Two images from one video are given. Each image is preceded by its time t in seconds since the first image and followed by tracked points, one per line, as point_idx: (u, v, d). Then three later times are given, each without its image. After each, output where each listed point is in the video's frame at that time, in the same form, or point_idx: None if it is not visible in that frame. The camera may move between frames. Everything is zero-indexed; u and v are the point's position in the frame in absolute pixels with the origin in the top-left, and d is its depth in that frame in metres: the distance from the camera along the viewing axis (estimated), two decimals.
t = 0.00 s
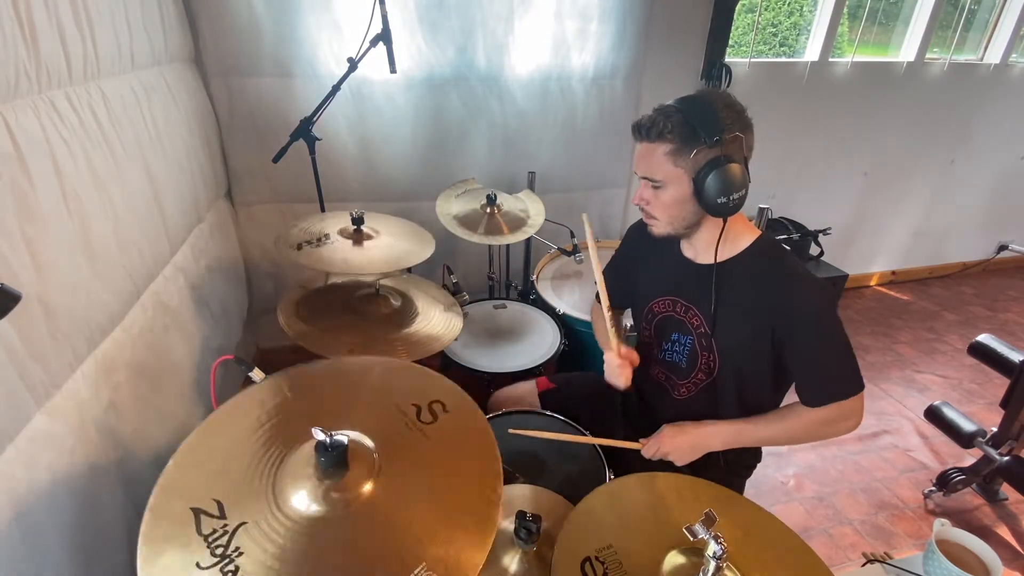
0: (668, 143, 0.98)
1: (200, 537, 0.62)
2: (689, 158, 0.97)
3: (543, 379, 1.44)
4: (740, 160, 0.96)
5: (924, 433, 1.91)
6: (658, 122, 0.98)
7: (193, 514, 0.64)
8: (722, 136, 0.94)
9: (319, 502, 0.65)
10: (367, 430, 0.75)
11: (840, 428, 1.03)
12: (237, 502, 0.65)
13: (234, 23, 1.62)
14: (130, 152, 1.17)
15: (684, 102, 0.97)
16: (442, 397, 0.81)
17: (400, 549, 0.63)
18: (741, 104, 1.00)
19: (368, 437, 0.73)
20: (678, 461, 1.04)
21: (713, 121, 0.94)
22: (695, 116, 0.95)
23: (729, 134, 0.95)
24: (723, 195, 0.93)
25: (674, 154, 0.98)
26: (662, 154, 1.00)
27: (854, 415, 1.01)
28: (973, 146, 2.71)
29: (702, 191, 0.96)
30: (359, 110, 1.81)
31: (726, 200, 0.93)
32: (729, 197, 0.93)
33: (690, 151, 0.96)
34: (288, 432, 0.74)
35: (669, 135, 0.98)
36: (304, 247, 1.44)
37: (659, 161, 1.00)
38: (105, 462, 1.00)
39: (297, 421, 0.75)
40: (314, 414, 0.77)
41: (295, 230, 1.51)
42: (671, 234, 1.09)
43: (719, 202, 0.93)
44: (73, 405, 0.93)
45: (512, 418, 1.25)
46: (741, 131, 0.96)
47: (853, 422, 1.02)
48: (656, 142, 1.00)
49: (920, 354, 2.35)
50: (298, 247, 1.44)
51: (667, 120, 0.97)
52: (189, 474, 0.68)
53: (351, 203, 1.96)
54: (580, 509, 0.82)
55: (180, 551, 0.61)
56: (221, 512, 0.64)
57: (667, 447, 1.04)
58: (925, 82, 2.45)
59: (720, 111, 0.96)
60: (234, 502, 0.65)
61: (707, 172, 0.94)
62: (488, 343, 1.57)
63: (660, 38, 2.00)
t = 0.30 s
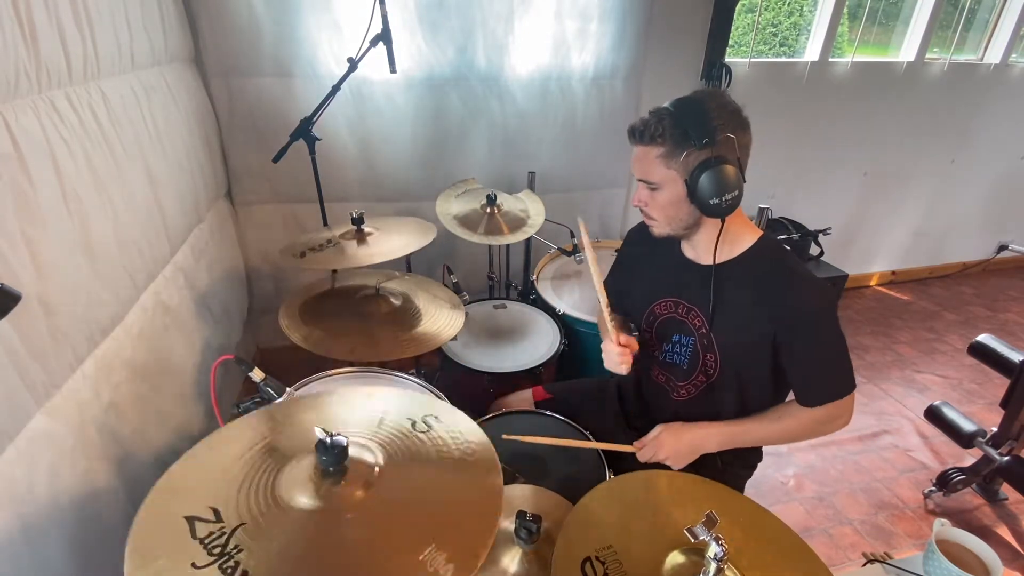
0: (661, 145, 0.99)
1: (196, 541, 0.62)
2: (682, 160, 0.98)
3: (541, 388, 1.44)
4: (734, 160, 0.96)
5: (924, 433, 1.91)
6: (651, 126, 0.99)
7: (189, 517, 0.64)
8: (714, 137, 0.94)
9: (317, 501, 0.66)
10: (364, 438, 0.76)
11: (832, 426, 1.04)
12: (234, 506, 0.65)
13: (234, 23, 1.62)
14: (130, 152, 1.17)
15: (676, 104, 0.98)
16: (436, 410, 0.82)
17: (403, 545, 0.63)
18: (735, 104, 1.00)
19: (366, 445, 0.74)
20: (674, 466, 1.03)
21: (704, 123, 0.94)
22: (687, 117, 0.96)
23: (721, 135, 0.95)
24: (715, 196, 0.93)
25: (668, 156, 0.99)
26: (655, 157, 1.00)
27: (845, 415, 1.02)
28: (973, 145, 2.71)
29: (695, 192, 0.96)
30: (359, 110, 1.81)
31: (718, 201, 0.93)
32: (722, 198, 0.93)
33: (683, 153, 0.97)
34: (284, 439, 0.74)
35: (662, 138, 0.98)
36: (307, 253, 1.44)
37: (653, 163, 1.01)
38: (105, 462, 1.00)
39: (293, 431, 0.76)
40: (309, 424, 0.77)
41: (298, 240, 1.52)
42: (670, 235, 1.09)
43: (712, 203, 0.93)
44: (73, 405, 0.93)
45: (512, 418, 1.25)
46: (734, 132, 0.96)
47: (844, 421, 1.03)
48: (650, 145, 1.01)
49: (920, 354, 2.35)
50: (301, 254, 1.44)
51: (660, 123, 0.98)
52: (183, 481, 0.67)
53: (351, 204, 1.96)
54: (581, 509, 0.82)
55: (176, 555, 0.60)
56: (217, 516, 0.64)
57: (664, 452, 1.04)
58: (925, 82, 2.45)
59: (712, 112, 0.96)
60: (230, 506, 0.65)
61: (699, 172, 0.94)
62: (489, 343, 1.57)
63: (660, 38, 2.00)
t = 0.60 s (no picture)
0: (658, 146, 0.99)
1: (200, 549, 0.61)
2: (680, 159, 0.98)
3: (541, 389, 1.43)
4: (731, 158, 0.96)
5: (924, 433, 1.91)
6: (648, 126, 0.99)
7: (189, 526, 0.63)
8: (710, 136, 0.94)
9: (318, 501, 0.66)
10: (364, 437, 0.75)
11: (842, 435, 1.01)
12: (236, 513, 0.64)
13: (234, 23, 1.62)
14: (130, 153, 1.17)
15: (672, 104, 0.98)
16: (434, 404, 0.83)
17: (409, 539, 0.64)
18: (732, 103, 1.00)
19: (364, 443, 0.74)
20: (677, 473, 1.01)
21: (700, 123, 0.94)
22: (683, 116, 0.96)
23: (717, 135, 0.95)
24: (712, 195, 0.92)
25: (664, 156, 0.99)
26: (651, 157, 1.01)
27: (855, 419, 1.00)
28: (973, 145, 2.71)
29: (692, 192, 0.96)
30: (359, 110, 1.81)
31: (716, 200, 0.93)
32: (720, 196, 0.92)
33: (680, 152, 0.97)
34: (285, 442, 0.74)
35: (659, 138, 0.98)
36: (306, 248, 1.45)
37: (651, 163, 1.01)
38: (105, 462, 1.00)
39: (293, 432, 0.75)
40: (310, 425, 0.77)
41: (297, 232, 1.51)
42: (671, 234, 1.09)
43: (709, 202, 0.93)
44: (73, 405, 0.93)
45: (512, 417, 1.25)
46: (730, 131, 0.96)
47: (855, 431, 1.01)
48: (647, 145, 1.01)
49: (920, 354, 2.35)
50: (297, 247, 1.44)
51: (656, 123, 0.98)
52: (182, 488, 0.66)
53: (351, 204, 1.96)
54: (580, 510, 0.82)
55: (179, 566, 0.59)
56: (220, 523, 0.63)
57: (664, 459, 1.01)
58: (925, 82, 2.45)
59: (708, 110, 0.96)
60: (232, 512, 0.64)
61: (696, 171, 0.94)
62: (488, 342, 1.58)
63: (660, 38, 2.00)
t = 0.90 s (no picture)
0: (671, 150, 0.98)
1: (202, 555, 0.61)
2: (695, 161, 0.97)
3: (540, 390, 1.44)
4: (745, 156, 0.96)
5: (924, 433, 1.91)
6: (658, 131, 0.98)
7: (190, 532, 0.63)
8: (725, 136, 0.94)
9: (319, 503, 0.66)
10: (361, 435, 0.76)
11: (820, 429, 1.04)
12: (236, 517, 0.65)
13: (234, 23, 1.62)
14: (130, 153, 1.17)
15: (681, 108, 0.97)
16: (428, 400, 0.84)
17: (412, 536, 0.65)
18: (736, 101, 1.00)
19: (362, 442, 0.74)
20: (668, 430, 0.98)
21: (714, 123, 0.94)
22: (695, 118, 0.95)
23: (732, 134, 0.95)
24: (734, 193, 0.92)
25: (679, 160, 0.98)
26: (663, 162, 0.99)
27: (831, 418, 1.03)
28: (973, 145, 2.71)
29: (711, 192, 0.95)
30: (359, 110, 1.81)
31: (738, 198, 0.92)
32: (741, 194, 0.92)
33: (696, 154, 0.96)
34: (282, 442, 0.74)
35: (672, 142, 0.97)
36: (308, 252, 1.44)
37: (663, 168, 1.00)
38: (105, 462, 1.00)
39: (290, 432, 0.76)
40: (307, 425, 0.77)
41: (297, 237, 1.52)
42: (682, 238, 1.08)
43: (731, 200, 0.93)
44: (73, 405, 0.93)
45: (512, 418, 1.25)
46: (742, 129, 0.97)
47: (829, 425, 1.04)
48: (658, 150, 1.00)
49: (920, 354, 2.35)
50: (302, 253, 1.44)
51: (667, 127, 0.97)
52: (180, 493, 0.67)
53: (351, 204, 1.96)
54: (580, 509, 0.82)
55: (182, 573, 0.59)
56: (220, 528, 0.63)
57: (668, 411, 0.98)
58: (925, 82, 2.45)
59: (718, 111, 0.96)
60: (232, 517, 0.65)
61: (715, 171, 0.93)
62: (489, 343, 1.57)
63: (660, 38, 2.00)
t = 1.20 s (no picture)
0: (679, 149, 0.97)
1: (203, 556, 0.61)
2: (703, 162, 0.97)
3: (542, 384, 1.44)
4: (752, 160, 0.97)
5: (924, 433, 1.91)
6: (667, 130, 0.98)
7: (190, 535, 0.63)
8: (734, 137, 0.94)
9: (319, 501, 0.67)
10: (361, 438, 0.77)
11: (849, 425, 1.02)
12: (236, 518, 0.65)
13: (234, 23, 1.62)
14: (130, 153, 1.17)
15: (691, 108, 0.97)
16: (428, 404, 0.85)
17: (414, 533, 0.65)
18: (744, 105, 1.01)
19: (362, 444, 0.75)
20: (686, 455, 1.03)
21: (724, 125, 0.95)
22: (706, 118, 0.95)
23: (740, 135, 0.96)
24: (740, 196, 0.93)
25: (686, 160, 0.98)
26: (671, 160, 0.99)
27: (865, 412, 1.00)
28: (973, 146, 2.71)
29: (718, 194, 0.96)
30: (359, 110, 1.81)
31: (743, 201, 0.94)
32: (746, 198, 0.93)
33: (705, 155, 0.96)
34: (283, 444, 0.75)
35: (680, 141, 0.97)
36: (307, 250, 1.44)
37: (670, 168, 0.99)
38: (105, 462, 1.00)
39: (289, 434, 0.77)
40: (308, 427, 0.78)
41: (297, 236, 1.52)
42: (681, 239, 1.08)
43: (737, 203, 0.94)
44: (73, 405, 0.93)
45: (515, 417, 1.25)
46: (749, 131, 0.97)
47: (864, 420, 1.02)
48: (665, 150, 0.99)
49: (920, 354, 2.35)
50: (300, 250, 1.44)
51: (677, 127, 0.97)
52: (180, 496, 0.67)
53: (351, 204, 1.96)
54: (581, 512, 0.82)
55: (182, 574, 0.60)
56: (221, 529, 0.64)
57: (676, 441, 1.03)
58: (925, 82, 2.45)
59: (727, 113, 0.96)
60: (232, 518, 0.65)
61: (723, 173, 0.94)
62: (489, 343, 1.57)
63: (660, 38, 2.00)
